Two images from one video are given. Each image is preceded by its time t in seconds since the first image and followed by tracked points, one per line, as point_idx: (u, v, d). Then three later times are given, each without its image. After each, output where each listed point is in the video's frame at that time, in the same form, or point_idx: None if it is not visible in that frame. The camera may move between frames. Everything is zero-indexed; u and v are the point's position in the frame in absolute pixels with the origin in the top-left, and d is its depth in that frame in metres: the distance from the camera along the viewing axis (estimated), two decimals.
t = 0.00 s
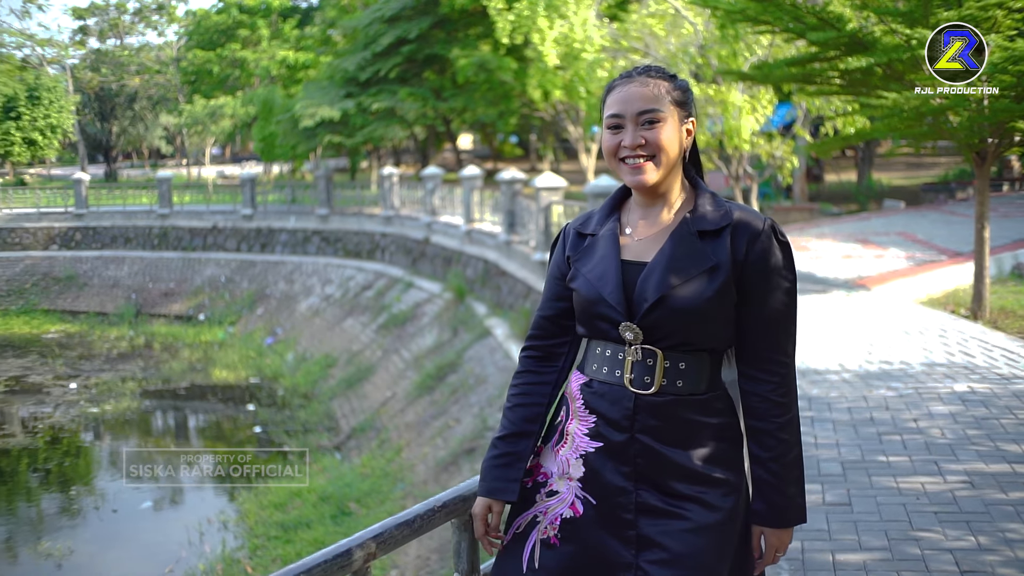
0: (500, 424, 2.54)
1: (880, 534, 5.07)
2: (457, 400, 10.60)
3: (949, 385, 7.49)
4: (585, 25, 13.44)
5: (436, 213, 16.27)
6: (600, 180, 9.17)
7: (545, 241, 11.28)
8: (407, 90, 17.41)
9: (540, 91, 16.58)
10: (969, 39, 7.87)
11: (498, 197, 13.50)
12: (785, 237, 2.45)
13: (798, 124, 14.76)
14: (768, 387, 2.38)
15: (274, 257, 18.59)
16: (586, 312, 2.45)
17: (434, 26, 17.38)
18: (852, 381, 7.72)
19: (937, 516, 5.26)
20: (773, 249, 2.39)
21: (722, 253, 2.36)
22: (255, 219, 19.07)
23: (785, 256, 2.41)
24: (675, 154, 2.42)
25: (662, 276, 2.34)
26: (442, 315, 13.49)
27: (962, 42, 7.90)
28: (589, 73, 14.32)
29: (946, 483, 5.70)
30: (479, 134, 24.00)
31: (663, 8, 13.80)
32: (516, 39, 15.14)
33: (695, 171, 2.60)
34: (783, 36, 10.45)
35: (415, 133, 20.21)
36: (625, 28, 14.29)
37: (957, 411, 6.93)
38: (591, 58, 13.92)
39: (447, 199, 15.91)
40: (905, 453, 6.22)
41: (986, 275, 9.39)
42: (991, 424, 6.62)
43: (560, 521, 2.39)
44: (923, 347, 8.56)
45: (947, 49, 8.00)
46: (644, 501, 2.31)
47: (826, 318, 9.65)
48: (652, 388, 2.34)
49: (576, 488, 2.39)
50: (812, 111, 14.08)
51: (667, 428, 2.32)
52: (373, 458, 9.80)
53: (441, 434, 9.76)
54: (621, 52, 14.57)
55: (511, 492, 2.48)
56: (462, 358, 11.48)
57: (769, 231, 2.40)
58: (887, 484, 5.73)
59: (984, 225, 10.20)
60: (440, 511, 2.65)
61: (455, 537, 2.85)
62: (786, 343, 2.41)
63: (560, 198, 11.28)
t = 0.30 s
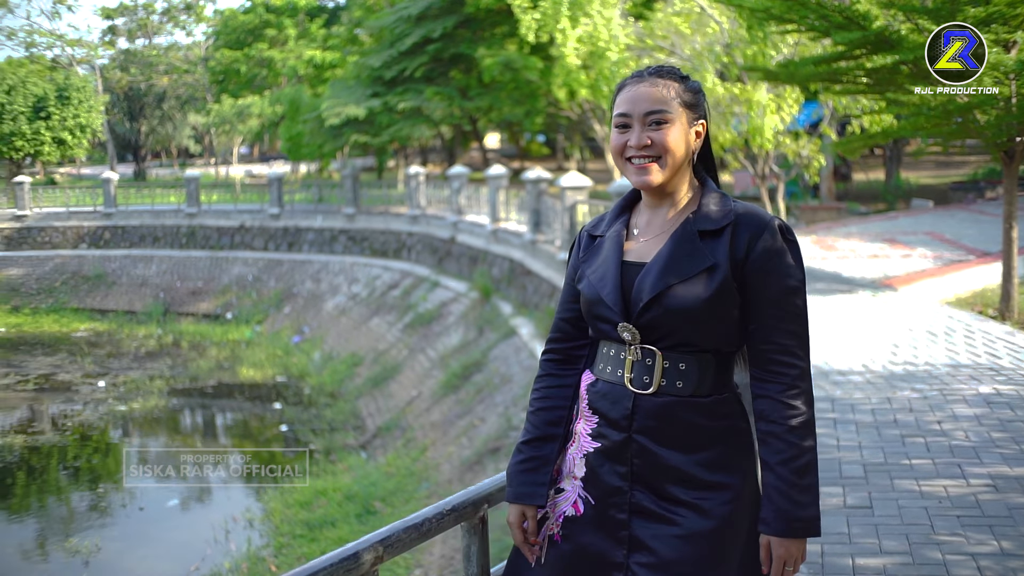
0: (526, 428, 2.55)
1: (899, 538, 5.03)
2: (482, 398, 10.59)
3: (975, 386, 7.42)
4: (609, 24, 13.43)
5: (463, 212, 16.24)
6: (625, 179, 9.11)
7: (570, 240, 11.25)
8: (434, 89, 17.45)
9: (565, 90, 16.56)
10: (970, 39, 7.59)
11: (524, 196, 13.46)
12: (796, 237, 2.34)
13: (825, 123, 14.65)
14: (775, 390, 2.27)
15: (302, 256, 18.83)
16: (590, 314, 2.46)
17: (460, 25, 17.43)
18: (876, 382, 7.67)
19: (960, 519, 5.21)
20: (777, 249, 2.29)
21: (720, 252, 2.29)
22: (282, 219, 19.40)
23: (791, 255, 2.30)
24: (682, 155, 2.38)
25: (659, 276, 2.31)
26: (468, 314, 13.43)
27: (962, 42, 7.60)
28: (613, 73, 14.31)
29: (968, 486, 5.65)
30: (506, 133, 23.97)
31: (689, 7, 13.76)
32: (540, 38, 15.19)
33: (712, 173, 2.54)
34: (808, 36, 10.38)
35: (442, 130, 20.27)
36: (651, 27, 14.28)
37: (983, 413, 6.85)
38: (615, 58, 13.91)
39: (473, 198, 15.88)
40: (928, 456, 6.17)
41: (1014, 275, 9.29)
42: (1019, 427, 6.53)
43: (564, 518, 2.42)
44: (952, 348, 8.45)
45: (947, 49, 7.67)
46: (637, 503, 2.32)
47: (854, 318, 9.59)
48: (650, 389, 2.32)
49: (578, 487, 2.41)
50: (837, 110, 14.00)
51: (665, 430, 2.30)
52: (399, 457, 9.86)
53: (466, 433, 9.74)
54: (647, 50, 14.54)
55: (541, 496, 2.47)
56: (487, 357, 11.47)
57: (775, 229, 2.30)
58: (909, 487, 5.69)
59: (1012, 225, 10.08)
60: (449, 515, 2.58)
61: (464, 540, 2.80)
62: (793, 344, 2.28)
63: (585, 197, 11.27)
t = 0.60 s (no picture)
0: (544, 424, 2.43)
1: (922, 541, 4.96)
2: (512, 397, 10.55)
3: (1006, 389, 7.31)
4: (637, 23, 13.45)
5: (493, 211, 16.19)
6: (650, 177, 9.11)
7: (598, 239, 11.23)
8: (463, 88, 17.54)
9: (595, 89, 16.57)
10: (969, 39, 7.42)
11: (552, 194, 13.39)
12: (804, 233, 2.16)
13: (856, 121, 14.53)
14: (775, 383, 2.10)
15: (332, 255, 19.08)
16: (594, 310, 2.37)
17: (490, 25, 17.53)
18: (903, 384, 7.61)
19: (985, 524, 5.13)
20: (779, 246, 2.12)
21: (719, 250, 2.16)
22: (312, 217, 20.15)
23: (795, 253, 2.13)
24: (693, 154, 2.26)
25: (657, 271, 2.21)
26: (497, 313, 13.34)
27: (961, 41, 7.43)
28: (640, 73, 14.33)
29: (993, 490, 5.57)
30: (537, 131, 23.96)
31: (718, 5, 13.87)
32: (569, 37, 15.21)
33: (728, 175, 2.41)
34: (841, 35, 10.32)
35: (473, 128, 20.26)
36: (680, 26, 14.31)
37: (1013, 417, 6.74)
38: (643, 56, 13.91)
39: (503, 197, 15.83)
40: (954, 459, 6.10)
41: None
42: None
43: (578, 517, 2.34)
44: (981, 350, 8.35)
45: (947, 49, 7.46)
46: (638, 500, 2.22)
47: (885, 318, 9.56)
48: (650, 384, 2.21)
49: (588, 486, 2.32)
50: (868, 108, 13.87)
51: (666, 426, 2.19)
52: (427, 455, 9.86)
53: (493, 432, 9.70)
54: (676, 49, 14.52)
55: (565, 493, 2.36)
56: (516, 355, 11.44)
57: (779, 226, 2.14)
58: (934, 491, 5.62)
59: None
60: (459, 519, 2.46)
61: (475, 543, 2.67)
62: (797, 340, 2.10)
63: (614, 196, 11.27)
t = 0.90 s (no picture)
0: (556, 411, 2.28)
1: (946, 545, 4.91)
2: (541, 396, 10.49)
3: None
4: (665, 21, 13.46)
5: (523, 210, 16.14)
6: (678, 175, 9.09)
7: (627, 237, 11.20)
8: (494, 86, 17.60)
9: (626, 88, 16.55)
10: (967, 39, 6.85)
11: (581, 193, 13.36)
12: (811, 232, 2.06)
13: (887, 120, 14.39)
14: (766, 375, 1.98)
15: (363, 253, 19.20)
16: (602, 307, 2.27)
17: (521, 23, 17.56)
18: (932, 386, 7.53)
19: (1011, 528, 5.06)
20: (784, 243, 2.01)
21: (723, 247, 2.06)
22: (344, 216, 20.21)
23: (800, 251, 2.02)
24: (706, 156, 2.15)
25: (661, 268, 2.10)
26: (526, 311, 13.25)
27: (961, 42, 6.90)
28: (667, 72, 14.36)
29: (1018, 494, 5.50)
30: (569, 130, 23.91)
31: (749, 3, 13.80)
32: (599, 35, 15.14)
33: (743, 176, 2.28)
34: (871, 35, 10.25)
35: (504, 126, 20.24)
36: (710, 24, 14.30)
37: None
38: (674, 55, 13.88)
39: (532, 195, 15.80)
40: (980, 462, 6.04)
41: None
42: None
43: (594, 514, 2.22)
44: (1012, 352, 8.23)
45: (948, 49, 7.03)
46: (643, 499, 2.11)
47: (890, 318, 9.66)
48: (653, 381, 2.10)
49: (601, 485, 2.21)
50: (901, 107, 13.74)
51: (669, 424, 2.08)
52: (455, 454, 9.85)
53: (522, 430, 9.65)
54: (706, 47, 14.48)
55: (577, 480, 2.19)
56: (545, 353, 11.37)
57: (786, 224, 2.03)
58: (959, 494, 5.56)
59: None
60: (472, 520, 2.27)
61: (486, 544, 2.49)
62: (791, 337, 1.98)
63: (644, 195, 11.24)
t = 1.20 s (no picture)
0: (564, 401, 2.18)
1: (967, 549, 4.86)
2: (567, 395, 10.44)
3: None
4: (691, 20, 13.44)
5: (550, 208, 16.10)
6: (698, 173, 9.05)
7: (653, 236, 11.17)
8: (521, 84, 17.59)
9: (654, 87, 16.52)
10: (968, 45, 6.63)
11: (608, 192, 13.34)
12: (815, 232, 2.03)
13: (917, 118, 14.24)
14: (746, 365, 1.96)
15: (390, 251, 19.24)
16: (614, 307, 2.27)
17: (549, 21, 17.53)
18: (959, 387, 7.46)
19: None
20: (785, 243, 2.01)
21: (728, 249, 2.05)
22: (371, 214, 20.29)
23: (801, 252, 2.01)
24: (717, 158, 2.14)
25: (667, 268, 2.10)
26: (551, 310, 13.21)
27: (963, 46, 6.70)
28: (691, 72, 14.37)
29: None
30: (597, 128, 23.82)
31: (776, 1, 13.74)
32: (627, 33, 15.12)
33: (757, 178, 2.27)
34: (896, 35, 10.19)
35: (531, 124, 20.22)
36: (737, 22, 14.25)
37: None
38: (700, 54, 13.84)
39: (559, 194, 15.78)
40: (1003, 464, 5.97)
41: None
42: None
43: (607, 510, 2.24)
44: None
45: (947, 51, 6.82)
46: (648, 499, 2.10)
47: (916, 319, 9.60)
48: (660, 383, 2.11)
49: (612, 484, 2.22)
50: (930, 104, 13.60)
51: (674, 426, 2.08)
52: (480, 452, 9.84)
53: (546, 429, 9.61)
54: (733, 46, 14.42)
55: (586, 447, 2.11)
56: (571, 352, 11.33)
57: (789, 225, 2.02)
58: (982, 497, 5.50)
59: None
60: (479, 521, 2.25)
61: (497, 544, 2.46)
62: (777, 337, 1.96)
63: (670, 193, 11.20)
